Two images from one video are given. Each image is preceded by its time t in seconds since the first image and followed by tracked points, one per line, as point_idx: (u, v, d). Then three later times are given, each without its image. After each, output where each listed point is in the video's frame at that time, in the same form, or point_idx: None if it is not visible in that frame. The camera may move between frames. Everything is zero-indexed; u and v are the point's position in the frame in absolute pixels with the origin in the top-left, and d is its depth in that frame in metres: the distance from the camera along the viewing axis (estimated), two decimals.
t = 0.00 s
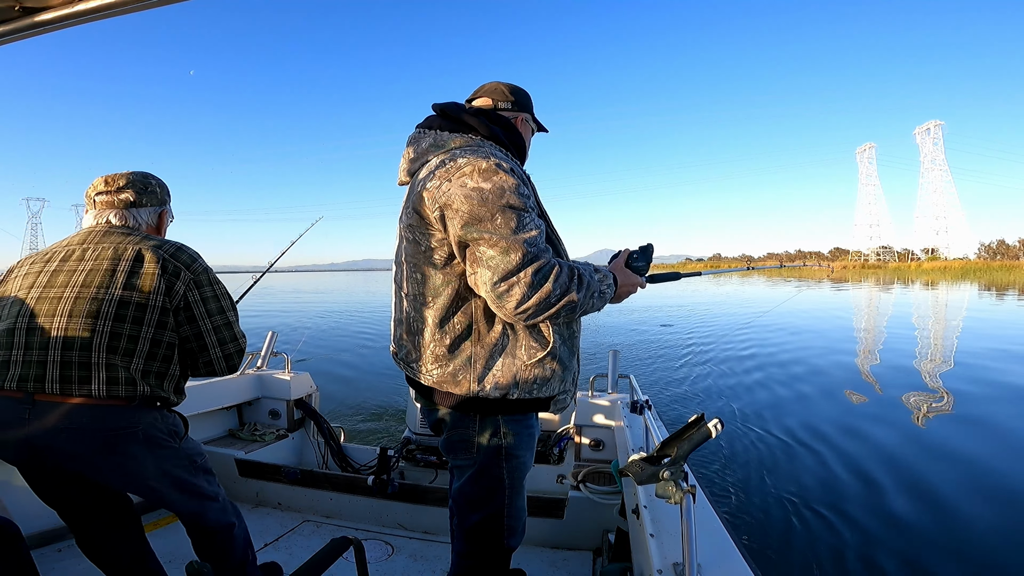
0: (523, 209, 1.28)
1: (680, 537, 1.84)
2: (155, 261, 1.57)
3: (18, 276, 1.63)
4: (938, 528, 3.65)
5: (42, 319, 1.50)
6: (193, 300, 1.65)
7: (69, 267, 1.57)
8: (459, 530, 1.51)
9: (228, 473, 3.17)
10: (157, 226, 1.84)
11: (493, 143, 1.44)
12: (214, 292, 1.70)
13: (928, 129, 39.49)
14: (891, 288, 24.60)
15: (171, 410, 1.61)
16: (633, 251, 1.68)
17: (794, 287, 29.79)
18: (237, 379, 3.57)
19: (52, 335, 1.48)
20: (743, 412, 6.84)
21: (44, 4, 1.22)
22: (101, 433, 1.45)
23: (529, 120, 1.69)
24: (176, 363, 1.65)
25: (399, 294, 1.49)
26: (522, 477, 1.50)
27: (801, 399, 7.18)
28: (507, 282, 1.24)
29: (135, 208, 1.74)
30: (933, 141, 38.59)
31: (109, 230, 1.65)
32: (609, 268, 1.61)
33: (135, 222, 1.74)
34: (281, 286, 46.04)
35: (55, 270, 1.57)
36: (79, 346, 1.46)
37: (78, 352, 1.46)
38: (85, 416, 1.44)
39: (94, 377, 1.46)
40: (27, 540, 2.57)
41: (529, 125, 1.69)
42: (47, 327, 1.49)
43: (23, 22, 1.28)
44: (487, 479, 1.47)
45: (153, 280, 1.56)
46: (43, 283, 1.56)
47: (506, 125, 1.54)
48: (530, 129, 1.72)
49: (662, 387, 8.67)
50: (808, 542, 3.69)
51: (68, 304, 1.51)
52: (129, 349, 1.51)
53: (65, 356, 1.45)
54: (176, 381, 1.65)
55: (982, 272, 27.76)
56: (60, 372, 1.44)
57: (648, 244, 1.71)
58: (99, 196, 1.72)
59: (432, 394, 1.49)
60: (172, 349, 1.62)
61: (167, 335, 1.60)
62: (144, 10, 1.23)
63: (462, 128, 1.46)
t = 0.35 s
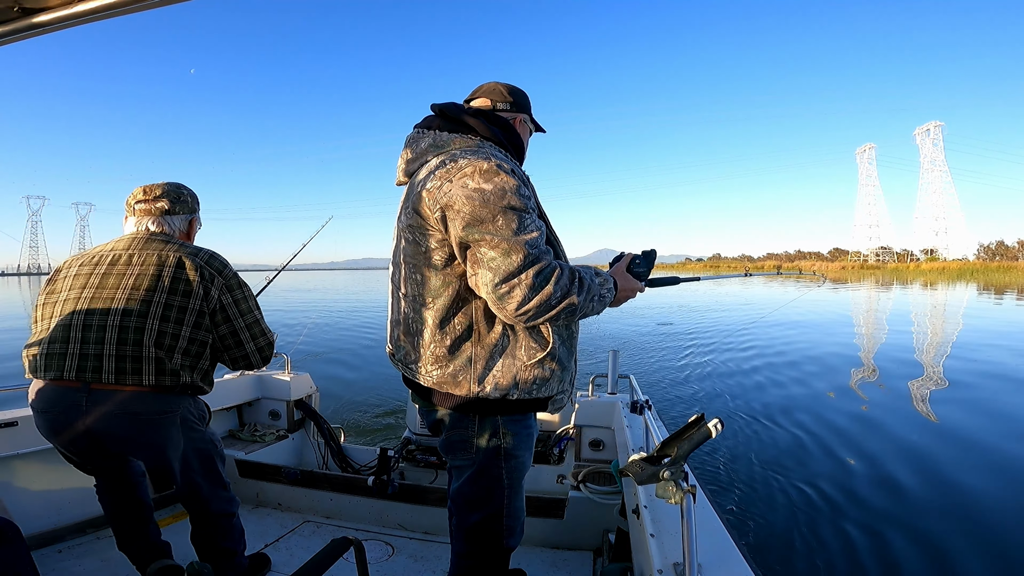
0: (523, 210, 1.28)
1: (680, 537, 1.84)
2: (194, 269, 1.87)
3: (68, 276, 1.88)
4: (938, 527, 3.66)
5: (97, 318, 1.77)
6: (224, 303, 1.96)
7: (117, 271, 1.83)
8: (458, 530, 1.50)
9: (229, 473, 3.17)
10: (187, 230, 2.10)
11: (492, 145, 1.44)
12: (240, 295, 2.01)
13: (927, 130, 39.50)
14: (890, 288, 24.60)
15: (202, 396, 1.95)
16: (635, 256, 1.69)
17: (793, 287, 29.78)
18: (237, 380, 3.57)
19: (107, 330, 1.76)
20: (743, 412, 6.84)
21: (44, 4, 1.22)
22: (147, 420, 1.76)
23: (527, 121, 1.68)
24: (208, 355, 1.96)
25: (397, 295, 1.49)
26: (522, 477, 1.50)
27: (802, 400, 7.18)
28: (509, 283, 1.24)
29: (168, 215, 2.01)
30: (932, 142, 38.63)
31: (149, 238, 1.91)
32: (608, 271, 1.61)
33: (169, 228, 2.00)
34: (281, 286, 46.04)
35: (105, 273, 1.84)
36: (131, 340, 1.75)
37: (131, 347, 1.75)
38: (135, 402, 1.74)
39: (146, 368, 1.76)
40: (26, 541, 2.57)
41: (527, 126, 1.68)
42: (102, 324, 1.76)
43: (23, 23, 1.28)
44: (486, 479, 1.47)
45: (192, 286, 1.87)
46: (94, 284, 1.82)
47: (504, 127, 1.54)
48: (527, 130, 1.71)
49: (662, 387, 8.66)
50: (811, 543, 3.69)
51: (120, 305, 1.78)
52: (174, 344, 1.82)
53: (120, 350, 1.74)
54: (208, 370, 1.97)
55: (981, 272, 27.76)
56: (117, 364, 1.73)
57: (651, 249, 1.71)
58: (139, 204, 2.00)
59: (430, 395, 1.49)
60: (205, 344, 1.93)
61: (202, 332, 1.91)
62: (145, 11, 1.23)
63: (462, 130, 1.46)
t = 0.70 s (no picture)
0: (519, 211, 1.28)
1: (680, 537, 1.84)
2: (177, 266, 1.92)
3: (61, 274, 1.94)
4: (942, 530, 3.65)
5: (85, 310, 1.83)
6: (205, 297, 1.99)
7: (104, 268, 1.89)
8: (458, 529, 1.50)
9: (228, 473, 3.17)
10: (174, 232, 2.15)
11: (486, 145, 1.44)
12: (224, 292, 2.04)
13: (927, 130, 39.52)
14: (891, 289, 24.62)
15: (185, 387, 1.98)
16: (626, 250, 1.70)
17: (793, 287, 29.80)
18: (237, 380, 3.57)
19: (93, 322, 1.81)
20: (745, 412, 6.84)
21: (45, 5, 1.23)
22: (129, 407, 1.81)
23: (520, 120, 1.68)
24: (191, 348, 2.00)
25: (393, 297, 1.49)
26: (522, 476, 1.50)
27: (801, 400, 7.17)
28: (504, 284, 1.24)
29: (156, 219, 2.05)
30: (932, 142, 38.66)
31: (136, 237, 1.95)
32: (602, 266, 1.61)
33: (156, 230, 2.05)
34: (281, 286, 46.02)
35: (93, 270, 1.89)
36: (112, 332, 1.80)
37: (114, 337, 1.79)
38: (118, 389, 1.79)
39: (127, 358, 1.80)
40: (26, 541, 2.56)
41: (520, 125, 1.68)
42: (89, 317, 1.82)
43: (23, 22, 1.28)
44: (486, 478, 1.47)
45: (175, 281, 1.91)
46: (83, 280, 1.88)
47: (497, 127, 1.55)
48: (520, 129, 1.71)
49: (663, 387, 8.65)
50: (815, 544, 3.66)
51: (105, 298, 1.84)
52: (156, 336, 1.86)
53: (104, 340, 1.79)
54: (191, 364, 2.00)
55: (981, 273, 27.79)
56: (101, 353, 1.78)
57: (641, 243, 1.72)
58: (127, 208, 2.03)
59: (430, 396, 1.49)
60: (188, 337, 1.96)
61: (184, 326, 1.94)
62: (144, 11, 1.23)
63: (454, 131, 1.45)
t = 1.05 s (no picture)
0: (518, 210, 1.28)
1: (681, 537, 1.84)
2: (180, 260, 1.95)
3: (60, 272, 1.93)
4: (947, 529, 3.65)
5: (94, 304, 1.83)
6: (206, 291, 2.04)
7: (109, 263, 1.90)
8: (458, 529, 1.50)
9: (228, 473, 3.17)
10: (165, 231, 2.16)
11: (485, 145, 1.44)
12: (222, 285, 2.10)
13: (927, 130, 39.54)
14: (890, 289, 24.63)
15: (193, 377, 2.01)
16: (624, 249, 1.70)
17: (793, 287, 29.81)
18: (237, 380, 3.56)
19: (104, 315, 1.82)
20: (746, 412, 6.83)
21: (44, 5, 1.23)
22: (141, 398, 1.81)
23: (519, 120, 1.67)
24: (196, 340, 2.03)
25: (394, 297, 1.49)
26: (522, 476, 1.50)
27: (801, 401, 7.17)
28: (504, 282, 1.24)
29: (147, 219, 2.06)
30: (932, 143, 38.71)
31: (135, 236, 1.97)
32: (601, 266, 1.61)
33: (149, 230, 2.06)
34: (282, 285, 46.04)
35: (99, 266, 1.90)
36: (125, 324, 1.81)
37: (128, 329, 1.81)
38: (131, 380, 1.80)
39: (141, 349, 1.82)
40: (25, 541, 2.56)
41: (519, 125, 1.68)
42: (99, 310, 1.83)
43: (22, 22, 1.28)
44: (486, 477, 1.47)
45: (182, 274, 1.95)
46: (88, 275, 1.88)
47: (496, 127, 1.54)
48: (520, 129, 1.71)
49: (664, 387, 8.64)
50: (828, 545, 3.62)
51: (115, 291, 1.84)
52: (167, 327, 1.89)
53: (117, 332, 1.80)
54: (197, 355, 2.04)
55: (981, 273, 27.82)
56: (115, 345, 1.79)
57: (640, 243, 1.72)
58: (118, 209, 2.03)
59: (430, 395, 1.49)
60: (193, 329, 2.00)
61: (190, 317, 1.98)
62: (144, 11, 1.23)
63: (454, 131, 1.45)
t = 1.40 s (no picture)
0: (525, 210, 1.28)
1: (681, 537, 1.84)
2: (201, 260, 2.06)
3: (74, 273, 1.90)
4: (968, 529, 3.64)
5: (131, 304, 1.88)
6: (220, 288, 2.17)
7: (134, 262, 1.93)
8: (459, 528, 1.51)
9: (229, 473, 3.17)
10: (168, 232, 2.16)
11: (493, 148, 1.44)
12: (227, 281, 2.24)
13: (927, 131, 39.54)
14: (890, 289, 24.60)
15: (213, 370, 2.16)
16: (631, 256, 1.68)
17: (793, 287, 29.76)
18: (237, 380, 3.56)
19: (143, 315, 1.89)
20: (748, 412, 6.80)
21: (44, 6, 1.23)
22: (185, 393, 1.92)
23: (525, 122, 1.67)
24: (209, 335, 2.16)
25: (400, 295, 1.49)
26: (523, 474, 1.50)
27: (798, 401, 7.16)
28: (512, 283, 1.24)
29: (152, 220, 2.07)
30: (932, 143, 38.70)
31: (151, 237, 2.00)
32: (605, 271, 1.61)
33: (155, 231, 2.07)
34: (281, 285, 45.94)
35: (124, 265, 1.91)
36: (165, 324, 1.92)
37: (169, 327, 1.92)
38: (174, 376, 1.91)
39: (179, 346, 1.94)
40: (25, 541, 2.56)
41: (525, 127, 1.67)
42: (137, 310, 1.89)
43: (23, 22, 1.28)
44: (487, 476, 1.47)
45: (204, 273, 2.07)
46: (115, 275, 1.89)
47: (503, 128, 1.54)
48: (525, 131, 1.71)
49: (664, 387, 8.62)
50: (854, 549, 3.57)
51: (150, 291, 1.91)
52: (199, 325, 2.02)
53: (159, 330, 1.90)
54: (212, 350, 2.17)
55: (980, 274, 27.80)
56: (158, 343, 1.89)
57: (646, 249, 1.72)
58: (122, 211, 2.03)
59: (434, 392, 1.49)
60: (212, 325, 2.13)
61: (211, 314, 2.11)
62: (146, 10, 1.23)
63: (463, 132, 1.45)
